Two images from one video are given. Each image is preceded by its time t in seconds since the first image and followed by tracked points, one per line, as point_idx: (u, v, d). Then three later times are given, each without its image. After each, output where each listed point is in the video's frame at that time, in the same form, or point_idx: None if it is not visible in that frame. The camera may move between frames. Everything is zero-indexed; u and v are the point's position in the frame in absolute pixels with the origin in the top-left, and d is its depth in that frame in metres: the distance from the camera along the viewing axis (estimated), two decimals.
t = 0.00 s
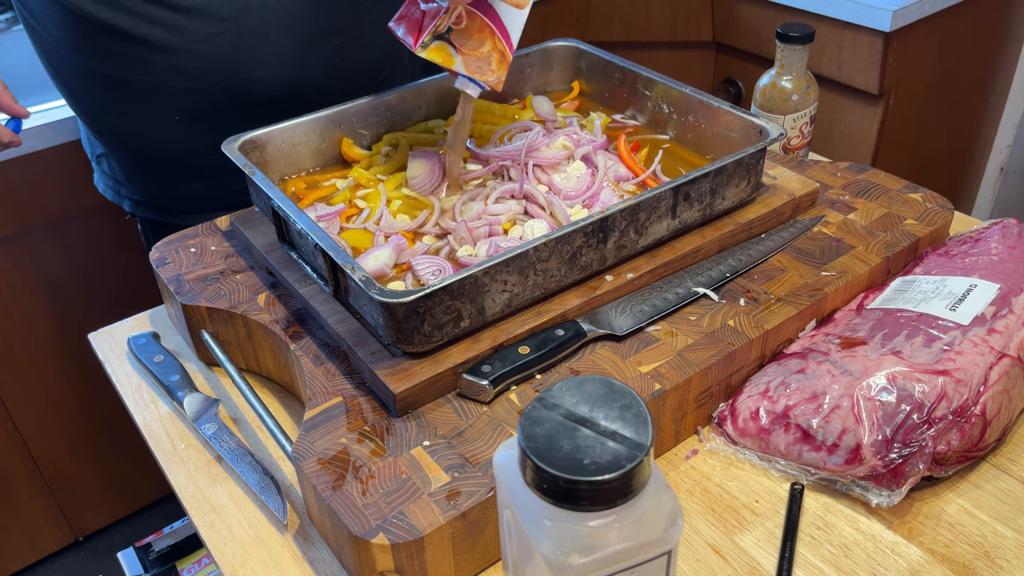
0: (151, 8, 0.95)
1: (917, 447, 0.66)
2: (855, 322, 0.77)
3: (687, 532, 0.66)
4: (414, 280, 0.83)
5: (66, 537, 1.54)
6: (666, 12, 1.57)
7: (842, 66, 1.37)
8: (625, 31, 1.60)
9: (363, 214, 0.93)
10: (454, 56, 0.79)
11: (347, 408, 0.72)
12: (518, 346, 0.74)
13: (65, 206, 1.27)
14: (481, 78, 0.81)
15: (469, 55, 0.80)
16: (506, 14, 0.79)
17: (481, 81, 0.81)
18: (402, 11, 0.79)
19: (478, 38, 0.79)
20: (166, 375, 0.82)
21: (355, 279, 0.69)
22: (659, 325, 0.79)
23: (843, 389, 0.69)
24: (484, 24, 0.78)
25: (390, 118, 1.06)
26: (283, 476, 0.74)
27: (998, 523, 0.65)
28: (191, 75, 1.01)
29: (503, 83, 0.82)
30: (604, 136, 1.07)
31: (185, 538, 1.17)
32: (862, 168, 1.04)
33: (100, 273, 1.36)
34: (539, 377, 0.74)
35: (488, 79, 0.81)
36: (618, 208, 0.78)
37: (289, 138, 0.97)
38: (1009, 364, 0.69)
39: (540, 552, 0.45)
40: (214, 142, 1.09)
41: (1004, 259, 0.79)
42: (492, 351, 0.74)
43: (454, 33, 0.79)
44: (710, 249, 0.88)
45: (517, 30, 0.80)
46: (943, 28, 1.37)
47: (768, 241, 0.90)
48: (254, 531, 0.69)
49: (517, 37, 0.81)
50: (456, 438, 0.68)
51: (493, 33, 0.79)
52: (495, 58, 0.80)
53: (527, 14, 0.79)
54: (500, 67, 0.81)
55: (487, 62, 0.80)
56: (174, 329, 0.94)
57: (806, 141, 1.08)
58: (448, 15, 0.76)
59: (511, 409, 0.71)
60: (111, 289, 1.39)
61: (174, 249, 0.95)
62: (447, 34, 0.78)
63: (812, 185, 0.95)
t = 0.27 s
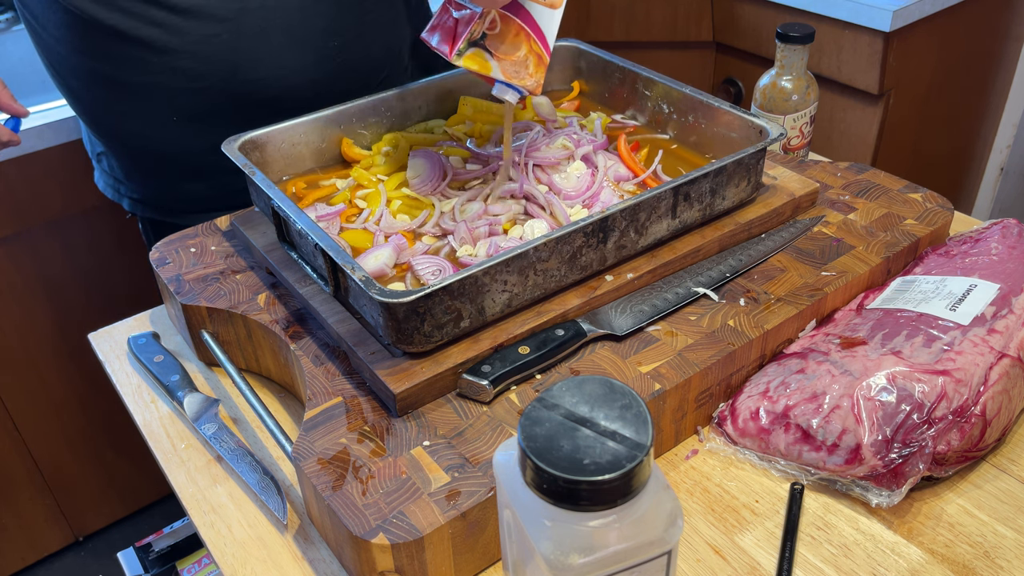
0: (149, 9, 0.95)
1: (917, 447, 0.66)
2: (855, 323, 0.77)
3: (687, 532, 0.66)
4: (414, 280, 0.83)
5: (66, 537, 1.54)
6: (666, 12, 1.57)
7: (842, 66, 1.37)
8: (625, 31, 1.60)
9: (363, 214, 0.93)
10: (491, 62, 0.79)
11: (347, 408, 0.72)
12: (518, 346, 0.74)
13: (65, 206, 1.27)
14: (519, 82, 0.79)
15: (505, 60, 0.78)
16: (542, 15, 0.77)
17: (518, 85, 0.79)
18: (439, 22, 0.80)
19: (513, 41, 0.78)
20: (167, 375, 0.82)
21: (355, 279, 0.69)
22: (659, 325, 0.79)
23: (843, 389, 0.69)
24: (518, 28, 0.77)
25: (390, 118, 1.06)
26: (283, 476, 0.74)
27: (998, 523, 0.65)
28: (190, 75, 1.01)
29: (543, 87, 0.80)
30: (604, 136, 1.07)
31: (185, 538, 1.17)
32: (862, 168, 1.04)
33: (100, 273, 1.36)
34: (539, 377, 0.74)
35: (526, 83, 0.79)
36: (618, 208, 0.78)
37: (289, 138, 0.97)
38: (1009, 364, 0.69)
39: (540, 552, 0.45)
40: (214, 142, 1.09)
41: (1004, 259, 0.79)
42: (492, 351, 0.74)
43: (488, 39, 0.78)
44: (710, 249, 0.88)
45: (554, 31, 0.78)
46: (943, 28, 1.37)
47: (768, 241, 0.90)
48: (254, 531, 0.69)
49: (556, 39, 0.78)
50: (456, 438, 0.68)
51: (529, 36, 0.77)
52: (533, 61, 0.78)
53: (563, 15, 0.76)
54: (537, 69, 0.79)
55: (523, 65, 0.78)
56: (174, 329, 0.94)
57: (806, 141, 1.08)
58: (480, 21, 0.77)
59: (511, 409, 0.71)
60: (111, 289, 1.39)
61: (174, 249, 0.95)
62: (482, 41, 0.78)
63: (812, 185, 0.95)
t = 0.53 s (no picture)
0: (150, 9, 0.95)
1: (917, 447, 0.66)
2: (855, 323, 0.77)
3: (687, 532, 0.66)
4: (414, 280, 0.83)
5: (66, 537, 1.54)
6: (666, 12, 1.57)
7: (842, 66, 1.37)
8: (625, 31, 1.60)
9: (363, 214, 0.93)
10: (441, 75, 0.78)
11: (347, 408, 0.72)
12: (518, 346, 0.74)
13: (65, 206, 1.27)
14: (470, 97, 0.79)
15: (457, 74, 0.78)
16: (498, 30, 0.77)
17: (469, 101, 0.79)
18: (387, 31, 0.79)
19: (469, 56, 0.78)
20: (167, 375, 0.82)
21: (355, 279, 0.69)
22: (659, 325, 0.79)
23: (843, 389, 0.69)
24: (474, 42, 0.77)
25: (390, 118, 1.06)
26: (283, 477, 0.74)
27: (998, 523, 0.65)
28: (190, 75, 1.01)
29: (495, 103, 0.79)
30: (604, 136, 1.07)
31: (185, 538, 1.17)
32: (862, 168, 1.04)
33: (100, 273, 1.36)
34: (539, 376, 0.74)
35: (477, 99, 0.79)
36: (618, 208, 0.78)
37: (289, 137, 0.97)
38: (1009, 364, 0.69)
39: (540, 552, 0.45)
40: (214, 142, 1.09)
41: (1004, 259, 0.79)
42: (492, 351, 0.74)
43: (441, 52, 0.77)
44: (710, 249, 0.88)
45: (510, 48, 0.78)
46: (943, 28, 1.37)
47: (768, 241, 0.90)
48: (254, 531, 0.69)
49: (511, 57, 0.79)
50: (456, 438, 0.68)
51: (484, 51, 0.77)
52: (485, 78, 0.79)
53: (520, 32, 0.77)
54: (490, 85, 0.79)
55: (476, 80, 0.79)
56: (173, 329, 0.94)
57: (806, 141, 1.08)
58: (431, 32, 0.76)
59: (511, 409, 0.71)
60: (111, 289, 1.39)
61: (174, 249, 0.95)
62: (434, 53, 0.77)
63: (812, 185, 0.95)
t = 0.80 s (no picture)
0: (152, 8, 0.95)
1: (917, 447, 0.66)
2: (855, 322, 0.77)
3: (687, 532, 0.66)
4: (414, 280, 0.83)
5: (66, 537, 1.54)
6: (667, 12, 1.57)
7: (842, 66, 1.37)
8: (625, 31, 1.60)
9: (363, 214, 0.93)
10: (394, 73, 0.75)
11: (347, 408, 0.72)
12: (518, 346, 0.74)
13: (65, 206, 1.27)
14: (427, 95, 0.76)
15: (412, 72, 0.76)
16: (461, 27, 0.75)
17: (428, 99, 0.76)
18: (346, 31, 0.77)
19: (426, 53, 0.75)
20: (167, 375, 0.82)
21: (355, 279, 0.69)
22: (659, 325, 0.79)
23: (843, 389, 0.69)
24: (433, 39, 0.75)
25: (390, 118, 1.06)
26: (283, 476, 0.74)
27: (998, 523, 0.65)
28: (191, 74, 1.00)
29: (457, 101, 0.77)
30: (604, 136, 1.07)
31: (185, 538, 1.17)
32: (862, 168, 1.04)
33: (100, 273, 1.36)
34: (539, 377, 0.74)
35: (438, 97, 0.76)
36: (618, 208, 0.78)
37: (289, 137, 0.97)
38: (1009, 364, 0.69)
39: (541, 552, 0.45)
40: (215, 142, 1.09)
41: (1004, 259, 0.79)
42: (492, 351, 0.74)
43: (392, 49, 0.75)
44: (710, 249, 0.88)
45: (472, 46, 0.75)
46: (943, 28, 1.37)
47: (768, 241, 0.90)
48: (254, 531, 0.69)
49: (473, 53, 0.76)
50: (456, 438, 0.68)
51: (443, 47, 0.75)
52: (445, 78, 0.76)
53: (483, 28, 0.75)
54: (450, 83, 0.76)
55: (434, 79, 0.76)
56: (174, 329, 0.94)
57: (806, 141, 1.08)
58: (382, 31, 0.74)
59: (511, 409, 0.71)
60: (111, 289, 1.39)
61: (174, 249, 0.95)
62: (384, 50, 0.75)
63: (811, 185, 0.95)
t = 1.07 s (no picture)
0: (150, 7, 0.95)
1: (917, 447, 0.66)
2: (855, 323, 0.77)
3: (687, 532, 0.66)
4: (414, 280, 0.83)
5: (66, 537, 1.54)
6: (667, 12, 1.57)
7: (842, 66, 1.37)
8: (625, 31, 1.60)
9: (363, 213, 0.93)
10: (481, 34, 0.83)
11: (347, 408, 0.72)
12: (518, 346, 0.74)
13: (65, 206, 1.27)
14: (511, 50, 0.84)
15: (496, 30, 0.83)
16: None
17: (511, 54, 0.85)
18: None
19: (503, 11, 0.82)
20: (167, 375, 0.82)
21: (355, 279, 0.69)
22: (659, 325, 0.79)
23: (843, 389, 0.69)
24: None
25: (390, 118, 1.06)
26: (283, 476, 0.74)
27: (998, 523, 0.65)
28: (190, 74, 1.00)
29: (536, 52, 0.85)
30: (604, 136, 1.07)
31: (185, 538, 1.17)
32: (862, 168, 1.04)
33: (100, 273, 1.36)
34: (539, 376, 0.74)
35: (518, 50, 0.85)
36: (618, 208, 0.78)
37: (289, 137, 0.97)
38: (1009, 364, 0.69)
39: (540, 552, 0.45)
40: (215, 142, 1.09)
41: (1004, 259, 0.79)
42: (492, 351, 0.74)
43: (477, 11, 0.82)
44: (710, 249, 0.88)
45: None
46: (943, 28, 1.37)
47: (768, 241, 0.90)
48: (254, 531, 0.69)
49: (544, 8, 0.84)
50: (456, 438, 0.68)
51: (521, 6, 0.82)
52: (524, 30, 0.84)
53: None
54: (528, 36, 0.84)
55: (515, 33, 0.84)
56: (173, 329, 0.94)
57: (806, 141, 1.08)
58: None
59: (511, 409, 0.71)
60: (111, 289, 1.39)
61: (174, 249, 0.95)
62: (471, 13, 0.82)
63: (812, 185, 0.95)
